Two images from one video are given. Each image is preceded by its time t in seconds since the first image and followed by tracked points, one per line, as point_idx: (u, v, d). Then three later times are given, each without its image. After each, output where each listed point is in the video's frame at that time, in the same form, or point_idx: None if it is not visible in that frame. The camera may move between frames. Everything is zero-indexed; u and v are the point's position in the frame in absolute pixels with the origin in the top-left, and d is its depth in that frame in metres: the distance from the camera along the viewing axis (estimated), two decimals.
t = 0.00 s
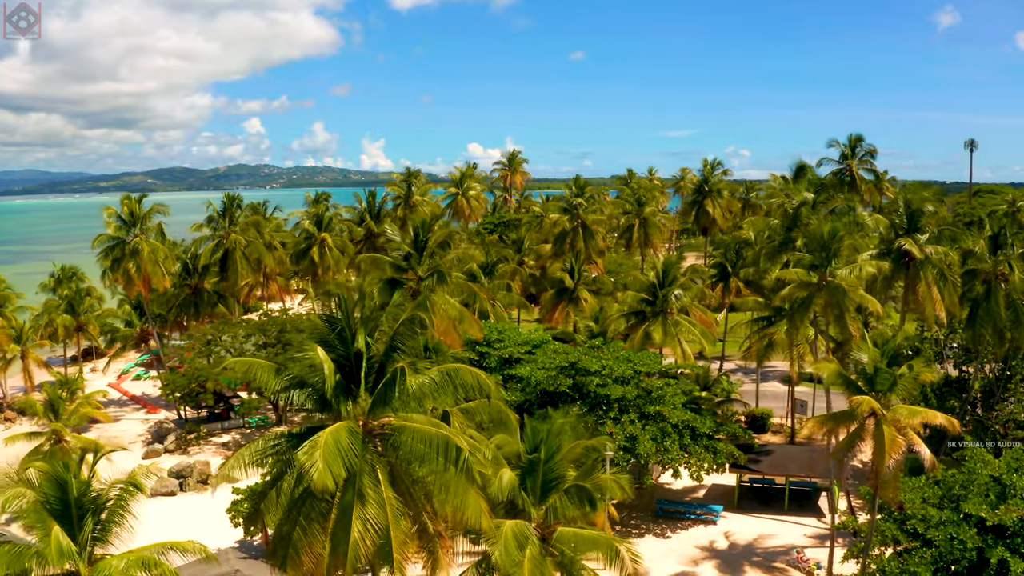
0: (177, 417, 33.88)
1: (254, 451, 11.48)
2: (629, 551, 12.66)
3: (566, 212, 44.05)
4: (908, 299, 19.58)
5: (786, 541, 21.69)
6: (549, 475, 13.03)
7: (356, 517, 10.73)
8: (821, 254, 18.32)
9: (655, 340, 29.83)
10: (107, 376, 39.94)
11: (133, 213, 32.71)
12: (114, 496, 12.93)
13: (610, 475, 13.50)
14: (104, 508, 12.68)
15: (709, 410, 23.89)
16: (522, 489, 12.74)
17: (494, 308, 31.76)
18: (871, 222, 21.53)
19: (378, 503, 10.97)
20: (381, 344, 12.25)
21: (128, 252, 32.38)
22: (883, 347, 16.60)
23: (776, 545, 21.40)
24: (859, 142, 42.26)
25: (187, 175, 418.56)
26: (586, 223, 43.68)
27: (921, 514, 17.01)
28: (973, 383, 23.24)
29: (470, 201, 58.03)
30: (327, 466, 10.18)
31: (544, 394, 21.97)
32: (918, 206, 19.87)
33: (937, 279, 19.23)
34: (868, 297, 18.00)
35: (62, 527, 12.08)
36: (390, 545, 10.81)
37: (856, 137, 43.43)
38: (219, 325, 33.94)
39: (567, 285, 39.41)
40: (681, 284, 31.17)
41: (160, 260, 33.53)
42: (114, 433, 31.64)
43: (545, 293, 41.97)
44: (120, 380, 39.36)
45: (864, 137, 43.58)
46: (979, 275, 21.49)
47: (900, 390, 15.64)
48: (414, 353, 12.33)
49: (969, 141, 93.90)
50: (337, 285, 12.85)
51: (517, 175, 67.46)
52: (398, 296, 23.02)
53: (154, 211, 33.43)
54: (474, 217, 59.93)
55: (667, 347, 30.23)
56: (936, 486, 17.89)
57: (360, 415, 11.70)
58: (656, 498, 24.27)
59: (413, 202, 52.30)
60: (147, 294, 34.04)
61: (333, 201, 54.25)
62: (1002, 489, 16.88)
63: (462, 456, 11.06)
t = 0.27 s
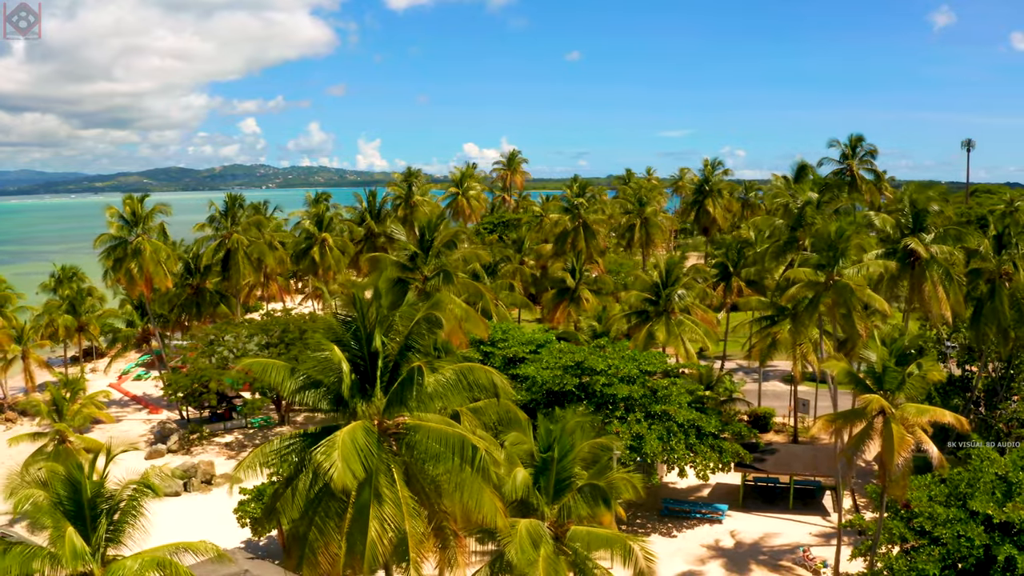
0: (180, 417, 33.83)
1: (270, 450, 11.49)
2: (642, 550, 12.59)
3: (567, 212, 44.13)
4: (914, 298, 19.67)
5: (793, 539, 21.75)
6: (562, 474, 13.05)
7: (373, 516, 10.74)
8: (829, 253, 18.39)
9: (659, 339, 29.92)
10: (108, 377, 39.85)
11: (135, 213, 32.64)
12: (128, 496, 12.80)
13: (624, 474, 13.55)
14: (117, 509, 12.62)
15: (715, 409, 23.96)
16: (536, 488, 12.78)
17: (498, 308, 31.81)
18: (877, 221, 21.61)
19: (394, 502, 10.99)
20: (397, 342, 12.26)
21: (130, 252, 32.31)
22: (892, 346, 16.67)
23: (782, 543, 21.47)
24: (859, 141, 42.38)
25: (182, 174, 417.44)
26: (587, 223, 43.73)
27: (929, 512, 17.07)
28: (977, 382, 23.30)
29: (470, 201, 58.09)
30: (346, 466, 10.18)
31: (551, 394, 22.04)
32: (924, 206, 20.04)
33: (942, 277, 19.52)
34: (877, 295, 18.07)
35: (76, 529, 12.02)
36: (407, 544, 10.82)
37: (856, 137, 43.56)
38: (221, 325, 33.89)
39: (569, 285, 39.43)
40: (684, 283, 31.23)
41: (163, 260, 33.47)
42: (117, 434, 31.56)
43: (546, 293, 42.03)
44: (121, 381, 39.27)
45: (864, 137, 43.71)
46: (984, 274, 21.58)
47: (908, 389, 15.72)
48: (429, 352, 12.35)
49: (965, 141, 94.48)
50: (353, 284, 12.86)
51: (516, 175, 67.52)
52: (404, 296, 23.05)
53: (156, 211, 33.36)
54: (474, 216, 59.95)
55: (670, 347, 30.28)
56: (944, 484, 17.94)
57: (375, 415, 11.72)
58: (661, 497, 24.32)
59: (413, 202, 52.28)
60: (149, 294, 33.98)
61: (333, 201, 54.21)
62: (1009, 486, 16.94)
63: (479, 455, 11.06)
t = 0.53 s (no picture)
0: (182, 417, 33.76)
1: (285, 450, 11.51)
2: (655, 548, 12.59)
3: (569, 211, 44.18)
4: (920, 297, 19.76)
5: (798, 538, 21.82)
6: (575, 473, 13.02)
7: (390, 516, 10.75)
8: (836, 253, 18.48)
9: (662, 339, 30.00)
10: (108, 377, 39.73)
11: (138, 213, 32.59)
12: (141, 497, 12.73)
13: (635, 472, 13.59)
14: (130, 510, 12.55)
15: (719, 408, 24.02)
16: (549, 488, 12.80)
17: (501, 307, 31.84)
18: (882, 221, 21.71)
19: (411, 502, 10.98)
20: (413, 342, 12.27)
21: (132, 252, 32.21)
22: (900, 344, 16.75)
23: (787, 542, 21.55)
24: (860, 141, 42.51)
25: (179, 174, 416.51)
26: (588, 222, 43.75)
27: (936, 510, 17.14)
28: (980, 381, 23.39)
29: (470, 201, 58.10)
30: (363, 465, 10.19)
31: (558, 393, 22.11)
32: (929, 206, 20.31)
33: (948, 276, 19.48)
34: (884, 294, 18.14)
35: (90, 530, 11.97)
36: (424, 544, 10.81)
37: (857, 137, 43.70)
38: (224, 325, 33.83)
39: (570, 284, 39.47)
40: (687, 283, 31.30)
41: (165, 259, 33.41)
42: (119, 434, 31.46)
43: (548, 292, 42.07)
44: (121, 381, 39.15)
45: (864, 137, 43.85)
46: (988, 273, 21.70)
47: (916, 387, 15.81)
48: (443, 351, 12.31)
49: (963, 141, 94.86)
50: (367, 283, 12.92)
51: (516, 175, 67.49)
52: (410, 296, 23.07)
53: (158, 211, 33.30)
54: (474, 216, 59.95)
55: (674, 346, 30.33)
56: (950, 482, 18.02)
57: (390, 415, 11.75)
58: (667, 496, 24.37)
59: (414, 202, 52.27)
60: (151, 294, 33.91)
61: (333, 201, 54.16)
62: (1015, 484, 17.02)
63: (496, 453, 11.10)
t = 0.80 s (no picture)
0: (183, 418, 33.67)
1: (301, 450, 11.55)
2: (669, 547, 12.65)
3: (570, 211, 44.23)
4: (925, 297, 19.88)
5: (803, 537, 21.90)
6: (587, 472, 13.11)
7: (407, 515, 10.77)
8: (843, 252, 18.60)
9: (665, 339, 30.10)
10: (109, 378, 39.60)
11: (140, 213, 32.55)
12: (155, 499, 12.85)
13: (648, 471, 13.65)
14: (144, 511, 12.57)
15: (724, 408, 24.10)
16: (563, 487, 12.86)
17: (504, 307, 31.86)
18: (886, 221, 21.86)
19: (426, 501, 11.03)
20: (428, 342, 12.31)
21: (134, 252, 32.14)
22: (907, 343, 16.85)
23: (793, 540, 21.62)
24: (859, 142, 42.67)
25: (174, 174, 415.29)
26: (589, 222, 43.82)
27: (942, 507, 17.21)
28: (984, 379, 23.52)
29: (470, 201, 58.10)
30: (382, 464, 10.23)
31: (564, 393, 22.18)
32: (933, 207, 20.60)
33: (953, 276, 19.60)
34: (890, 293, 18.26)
35: (104, 531, 11.95)
36: (440, 543, 10.85)
37: (856, 137, 43.86)
38: (226, 325, 33.81)
39: (572, 284, 39.49)
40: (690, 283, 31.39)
41: (167, 259, 33.36)
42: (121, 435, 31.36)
43: (549, 292, 42.11)
44: (122, 382, 39.03)
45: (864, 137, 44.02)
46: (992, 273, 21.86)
47: (923, 386, 15.90)
48: (459, 350, 12.36)
49: (961, 142, 95.26)
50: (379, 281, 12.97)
51: (515, 175, 67.48)
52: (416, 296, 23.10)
53: (160, 211, 33.27)
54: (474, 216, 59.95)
55: (677, 346, 30.40)
56: (956, 480, 18.08)
57: (405, 415, 11.80)
58: (671, 496, 24.41)
59: (414, 202, 52.26)
60: (153, 294, 33.84)
61: (333, 201, 54.11)
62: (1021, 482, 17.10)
63: (512, 453, 11.12)
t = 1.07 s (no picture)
0: (185, 419, 33.57)
1: (314, 450, 11.55)
2: (681, 545, 12.71)
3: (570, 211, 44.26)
4: (930, 297, 20.00)
5: (808, 536, 21.98)
6: (600, 472, 13.14)
7: (423, 516, 10.76)
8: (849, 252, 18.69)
9: (668, 338, 30.18)
10: (108, 379, 39.46)
11: (141, 213, 32.45)
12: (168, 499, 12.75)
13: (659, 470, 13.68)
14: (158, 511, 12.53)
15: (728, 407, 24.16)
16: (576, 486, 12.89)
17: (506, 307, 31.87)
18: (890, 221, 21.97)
19: (442, 501, 11.03)
20: (441, 341, 12.30)
21: (136, 252, 32.08)
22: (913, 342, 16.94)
23: (797, 539, 21.70)
24: (859, 142, 42.82)
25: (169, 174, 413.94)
26: (590, 222, 43.86)
27: (948, 506, 17.29)
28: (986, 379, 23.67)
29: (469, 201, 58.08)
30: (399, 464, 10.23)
31: (569, 392, 22.24)
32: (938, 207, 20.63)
33: (957, 276, 19.71)
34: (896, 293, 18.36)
35: (117, 532, 11.91)
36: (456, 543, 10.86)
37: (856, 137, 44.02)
38: (228, 325, 33.74)
39: (573, 284, 39.50)
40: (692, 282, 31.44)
41: (169, 259, 33.27)
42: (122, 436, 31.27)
43: (550, 292, 42.14)
44: (122, 382, 38.89)
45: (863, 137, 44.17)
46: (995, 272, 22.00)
47: (930, 385, 15.98)
48: (472, 350, 12.28)
49: (956, 143, 95.68)
50: (388, 278, 12.92)
51: (514, 175, 67.49)
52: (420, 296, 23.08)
53: (162, 211, 33.17)
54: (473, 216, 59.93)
55: (679, 346, 30.45)
56: (961, 479, 18.17)
57: (419, 415, 11.82)
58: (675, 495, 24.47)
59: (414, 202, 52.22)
60: (154, 295, 33.75)
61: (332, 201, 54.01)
62: None
63: (528, 453, 11.10)
